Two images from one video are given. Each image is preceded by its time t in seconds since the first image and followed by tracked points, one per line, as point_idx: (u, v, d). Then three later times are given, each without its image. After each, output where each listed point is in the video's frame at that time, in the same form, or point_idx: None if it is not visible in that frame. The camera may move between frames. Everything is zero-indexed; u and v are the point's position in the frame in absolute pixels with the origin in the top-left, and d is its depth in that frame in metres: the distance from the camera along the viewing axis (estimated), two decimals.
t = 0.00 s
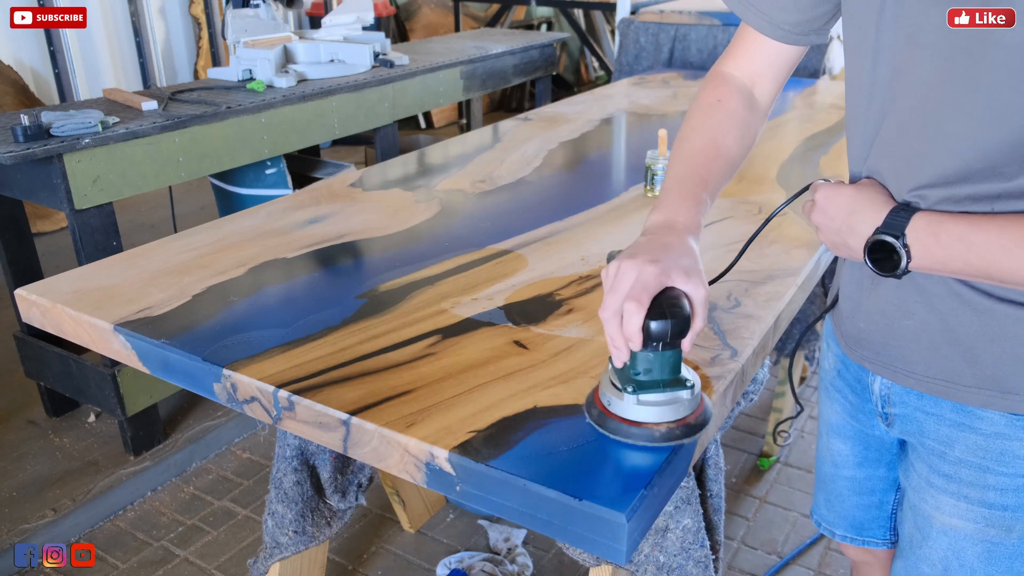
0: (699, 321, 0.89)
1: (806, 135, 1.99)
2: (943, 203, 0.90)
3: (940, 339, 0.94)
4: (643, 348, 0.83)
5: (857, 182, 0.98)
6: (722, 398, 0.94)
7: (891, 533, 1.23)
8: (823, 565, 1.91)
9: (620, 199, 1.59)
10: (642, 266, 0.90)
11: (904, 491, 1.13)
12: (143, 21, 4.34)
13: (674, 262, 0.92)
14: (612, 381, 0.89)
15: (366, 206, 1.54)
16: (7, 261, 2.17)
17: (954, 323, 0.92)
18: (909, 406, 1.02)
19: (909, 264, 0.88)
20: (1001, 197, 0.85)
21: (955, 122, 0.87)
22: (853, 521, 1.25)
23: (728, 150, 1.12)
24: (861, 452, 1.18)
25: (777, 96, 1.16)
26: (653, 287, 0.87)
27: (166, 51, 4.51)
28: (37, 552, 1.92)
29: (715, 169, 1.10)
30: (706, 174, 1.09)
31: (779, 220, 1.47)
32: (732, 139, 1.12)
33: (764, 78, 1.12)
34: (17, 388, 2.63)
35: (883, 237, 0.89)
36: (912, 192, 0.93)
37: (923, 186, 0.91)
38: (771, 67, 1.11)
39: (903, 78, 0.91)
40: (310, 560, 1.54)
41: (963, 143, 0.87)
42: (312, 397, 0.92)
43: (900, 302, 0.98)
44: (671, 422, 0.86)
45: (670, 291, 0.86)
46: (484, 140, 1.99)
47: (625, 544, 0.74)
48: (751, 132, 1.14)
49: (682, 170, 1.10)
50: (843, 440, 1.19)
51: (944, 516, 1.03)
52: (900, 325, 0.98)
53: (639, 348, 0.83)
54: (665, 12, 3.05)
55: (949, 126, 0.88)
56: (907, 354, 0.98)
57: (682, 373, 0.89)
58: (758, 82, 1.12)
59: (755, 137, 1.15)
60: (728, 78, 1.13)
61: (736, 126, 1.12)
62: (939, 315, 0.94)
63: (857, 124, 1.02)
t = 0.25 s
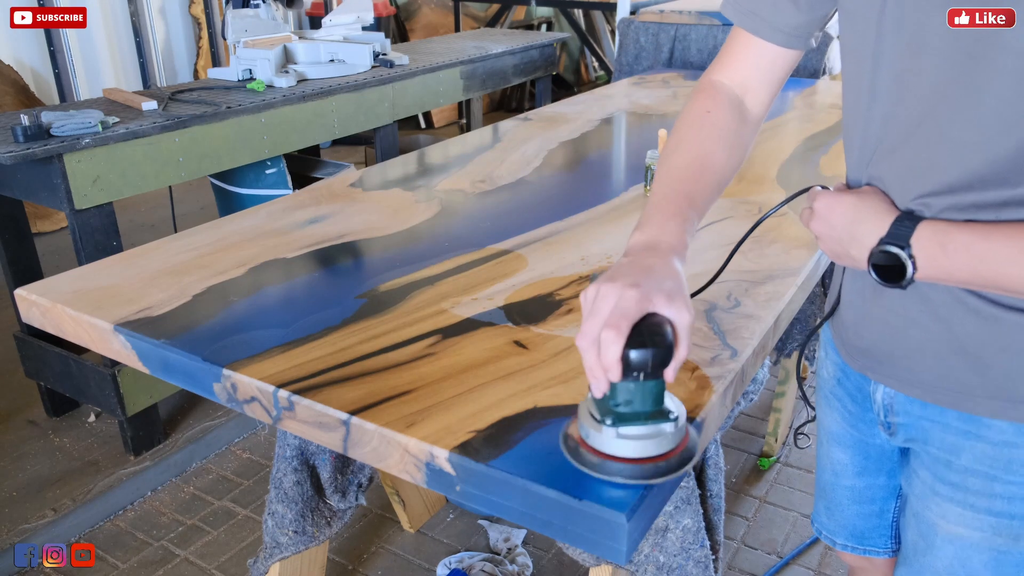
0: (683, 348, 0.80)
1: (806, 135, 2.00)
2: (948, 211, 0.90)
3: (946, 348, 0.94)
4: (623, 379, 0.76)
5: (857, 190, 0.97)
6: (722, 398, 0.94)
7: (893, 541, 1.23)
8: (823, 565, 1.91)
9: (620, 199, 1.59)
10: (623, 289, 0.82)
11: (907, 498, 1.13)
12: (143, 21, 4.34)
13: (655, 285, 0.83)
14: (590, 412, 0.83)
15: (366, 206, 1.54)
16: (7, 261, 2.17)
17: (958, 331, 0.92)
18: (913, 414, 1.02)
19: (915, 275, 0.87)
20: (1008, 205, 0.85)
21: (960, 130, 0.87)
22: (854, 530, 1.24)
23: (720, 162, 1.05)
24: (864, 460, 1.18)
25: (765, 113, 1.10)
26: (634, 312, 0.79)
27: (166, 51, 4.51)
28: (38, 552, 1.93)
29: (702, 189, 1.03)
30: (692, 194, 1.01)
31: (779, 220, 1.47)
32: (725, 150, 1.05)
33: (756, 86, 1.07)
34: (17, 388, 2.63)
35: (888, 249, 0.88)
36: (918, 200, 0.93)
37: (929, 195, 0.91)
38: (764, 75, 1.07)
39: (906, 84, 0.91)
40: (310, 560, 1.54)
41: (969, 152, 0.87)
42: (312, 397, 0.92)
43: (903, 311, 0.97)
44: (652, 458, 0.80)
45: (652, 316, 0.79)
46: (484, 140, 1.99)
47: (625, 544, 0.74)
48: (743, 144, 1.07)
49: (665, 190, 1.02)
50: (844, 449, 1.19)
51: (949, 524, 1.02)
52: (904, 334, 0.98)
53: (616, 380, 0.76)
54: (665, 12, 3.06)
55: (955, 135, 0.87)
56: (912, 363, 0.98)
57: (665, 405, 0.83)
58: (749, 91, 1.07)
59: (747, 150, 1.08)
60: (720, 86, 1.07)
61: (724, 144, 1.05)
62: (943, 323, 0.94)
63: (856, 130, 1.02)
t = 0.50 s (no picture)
0: (664, 375, 0.77)
1: (806, 135, 2.00)
2: (950, 218, 0.89)
3: (947, 356, 0.94)
4: (601, 408, 0.72)
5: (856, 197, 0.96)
6: (723, 398, 0.94)
7: (894, 548, 1.23)
8: (823, 565, 1.91)
9: (620, 199, 1.59)
10: (601, 312, 0.78)
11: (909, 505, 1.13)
12: (143, 20, 4.34)
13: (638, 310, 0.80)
14: (568, 440, 0.79)
15: (366, 206, 1.54)
16: (7, 261, 2.17)
17: (960, 338, 0.92)
18: (915, 422, 1.02)
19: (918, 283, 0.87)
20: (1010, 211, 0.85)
21: (962, 138, 0.86)
22: (855, 537, 1.24)
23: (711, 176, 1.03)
24: (864, 467, 1.18)
25: (760, 126, 1.08)
26: (613, 337, 0.75)
27: (166, 51, 4.51)
28: (38, 552, 1.93)
29: (694, 201, 1.00)
30: (683, 206, 0.98)
31: (779, 220, 1.47)
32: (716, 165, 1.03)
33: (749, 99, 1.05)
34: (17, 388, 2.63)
35: (891, 257, 0.88)
36: (919, 207, 0.92)
37: (930, 202, 0.91)
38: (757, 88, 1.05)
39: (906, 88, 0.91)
40: (310, 560, 1.54)
41: (971, 160, 0.86)
42: (312, 397, 0.92)
43: (903, 319, 0.97)
44: (631, 490, 0.76)
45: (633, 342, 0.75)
46: (484, 140, 1.99)
47: (625, 544, 0.74)
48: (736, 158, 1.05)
49: (656, 201, 0.99)
50: (845, 456, 1.19)
51: (952, 532, 1.02)
52: (904, 342, 0.98)
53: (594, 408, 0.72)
54: (665, 11, 3.06)
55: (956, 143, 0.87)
56: (913, 371, 0.98)
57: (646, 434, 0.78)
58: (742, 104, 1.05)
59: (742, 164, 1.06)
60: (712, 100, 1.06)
61: (717, 156, 1.03)
62: (944, 329, 0.94)
63: (854, 135, 1.01)
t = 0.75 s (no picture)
0: (626, 382, 0.74)
1: (806, 135, 2.00)
2: (945, 221, 0.89)
3: (943, 359, 0.94)
4: (557, 413, 0.71)
5: (852, 199, 0.96)
6: (722, 398, 0.94)
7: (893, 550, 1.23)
8: (823, 565, 1.91)
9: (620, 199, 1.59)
10: (563, 316, 0.77)
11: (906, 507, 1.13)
12: (143, 21, 4.34)
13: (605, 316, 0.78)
14: (532, 446, 0.77)
15: (366, 206, 1.54)
16: (7, 261, 2.17)
17: (956, 340, 0.92)
18: (910, 425, 1.02)
19: (909, 285, 0.87)
20: (1006, 214, 0.85)
21: (959, 140, 0.86)
22: (855, 539, 1.24)
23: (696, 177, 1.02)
24: (862, 470, 1.18)
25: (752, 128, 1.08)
26: (573, 342, 0.74)
27: (166, 51, 4.51)
28: (38, 552, 1.93)
29: (673, 206, 1.00)
30: (661, 212, 0.98)
31: (779, 220, 1.47)
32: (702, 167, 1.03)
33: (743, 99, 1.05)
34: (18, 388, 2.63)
35: (883, 259, 0.88)
36: (915, 210, 0.92)
37: (926, 204, 0.91)
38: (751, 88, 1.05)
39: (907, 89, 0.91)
40: (310, 560, 1.54)
41: (969, 162, 0.86)
42: (312, 397, 0.92)
43: (900, 322, 0.97)
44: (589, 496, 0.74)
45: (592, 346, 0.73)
46: (484, 140, 1.99)
47: (625, 544, 0.74)
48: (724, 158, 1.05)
49: (636, 206, 0.99)
50: (843, 458, 1.19)
51: (949, 535, 1.02)
52: (900, 345, 0.98)
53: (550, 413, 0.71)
54: (665, 11, 3.06)
55: (953, 145, 0.87)
56: (909, 375, 0.98)
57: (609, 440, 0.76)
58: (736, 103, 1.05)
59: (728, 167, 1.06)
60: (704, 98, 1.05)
61: (701, 158, 1.03)
62: (941, 332, 0.93)
63: (852, 137, 1.01)
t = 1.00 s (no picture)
0: (567, 366, 0.78)
1: (806, 135, 2.00)
2: (942, 224, 0.90)
3: (941, 362, 0.94)
4: (499, 392, 0.75)
5: (851, 201, 0.96)
6: (722, 398, 0.94)
7: (894, 552, 1.23)
8: (823, 565, 1.91)
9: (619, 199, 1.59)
10: (507, 303, 0.81)
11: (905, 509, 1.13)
12: (143, 21, 4.34)
13: (550, 305, 0.82)
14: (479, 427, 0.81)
15: (366, 206, 1.54)
16: (7, 261, 2.17)
17: (955, 343, 0.92)
18: (909, 427, 1.02)
19: (908, 290, 0.87)
20: (1004, 217, 0.85)
21: (956, 143, 0.87)
22: (855, 541, 1.24)
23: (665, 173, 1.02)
24: (862, 471, 1.18)
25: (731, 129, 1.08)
26: (516, 328, 0.78)
27: (166, 51, 4.51)
28: (38, 552, 1.93)
29: (638, 201, 1.00)
30: (624, 209, 0.99)
31: (779, 220, 1.47)
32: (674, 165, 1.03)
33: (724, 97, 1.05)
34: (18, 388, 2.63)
35: (881, 262, 0.88)
36: (912, 213, 0.93)
37: (923, 208, 0.91)
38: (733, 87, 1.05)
39: (904, 91, 0.91)
40: (310, 560, 1.54)
41: (967, 164, 0.86)
42: (312, 397, 0.92)
43: (899, 323, 0.97)
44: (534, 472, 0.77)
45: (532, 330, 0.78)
46: (484, 140, 1.99)
47: (625, 544, 0.74)
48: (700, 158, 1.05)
49: (600, 202, 0.99)
50: (843, 459, 1.19)
51: (948, 537, 1.02)
52: (899, 347, 0.98)
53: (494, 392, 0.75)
54: (665, 11, 3.05)
55: (951, 148, 0.87)
56: (908, 377, 0.98)
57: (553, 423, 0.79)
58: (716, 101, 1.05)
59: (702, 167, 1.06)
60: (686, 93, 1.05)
61: (673, 153, 1.03)
62: (940, 334, 0.93)
63: (848, 139, 1.02)
